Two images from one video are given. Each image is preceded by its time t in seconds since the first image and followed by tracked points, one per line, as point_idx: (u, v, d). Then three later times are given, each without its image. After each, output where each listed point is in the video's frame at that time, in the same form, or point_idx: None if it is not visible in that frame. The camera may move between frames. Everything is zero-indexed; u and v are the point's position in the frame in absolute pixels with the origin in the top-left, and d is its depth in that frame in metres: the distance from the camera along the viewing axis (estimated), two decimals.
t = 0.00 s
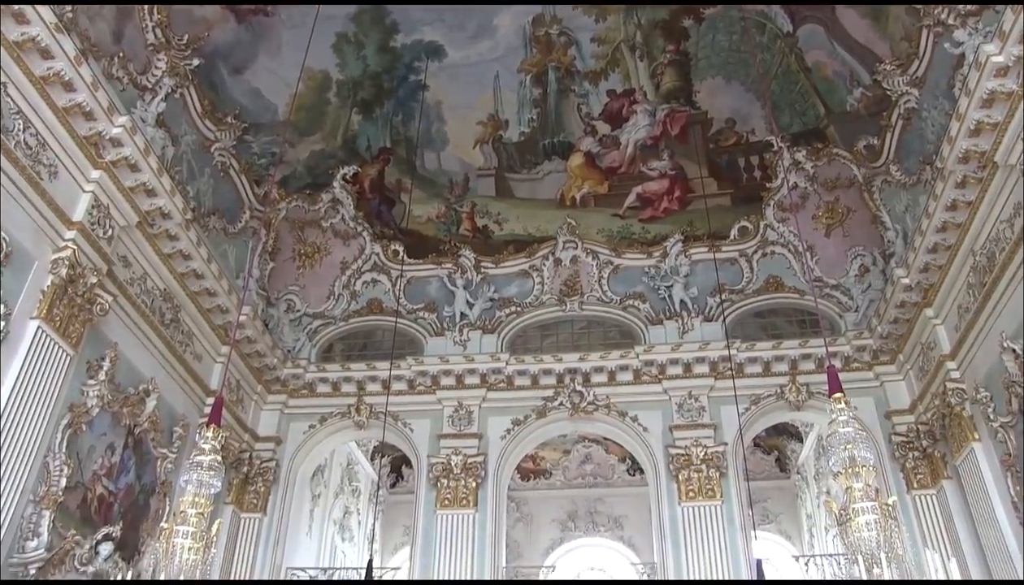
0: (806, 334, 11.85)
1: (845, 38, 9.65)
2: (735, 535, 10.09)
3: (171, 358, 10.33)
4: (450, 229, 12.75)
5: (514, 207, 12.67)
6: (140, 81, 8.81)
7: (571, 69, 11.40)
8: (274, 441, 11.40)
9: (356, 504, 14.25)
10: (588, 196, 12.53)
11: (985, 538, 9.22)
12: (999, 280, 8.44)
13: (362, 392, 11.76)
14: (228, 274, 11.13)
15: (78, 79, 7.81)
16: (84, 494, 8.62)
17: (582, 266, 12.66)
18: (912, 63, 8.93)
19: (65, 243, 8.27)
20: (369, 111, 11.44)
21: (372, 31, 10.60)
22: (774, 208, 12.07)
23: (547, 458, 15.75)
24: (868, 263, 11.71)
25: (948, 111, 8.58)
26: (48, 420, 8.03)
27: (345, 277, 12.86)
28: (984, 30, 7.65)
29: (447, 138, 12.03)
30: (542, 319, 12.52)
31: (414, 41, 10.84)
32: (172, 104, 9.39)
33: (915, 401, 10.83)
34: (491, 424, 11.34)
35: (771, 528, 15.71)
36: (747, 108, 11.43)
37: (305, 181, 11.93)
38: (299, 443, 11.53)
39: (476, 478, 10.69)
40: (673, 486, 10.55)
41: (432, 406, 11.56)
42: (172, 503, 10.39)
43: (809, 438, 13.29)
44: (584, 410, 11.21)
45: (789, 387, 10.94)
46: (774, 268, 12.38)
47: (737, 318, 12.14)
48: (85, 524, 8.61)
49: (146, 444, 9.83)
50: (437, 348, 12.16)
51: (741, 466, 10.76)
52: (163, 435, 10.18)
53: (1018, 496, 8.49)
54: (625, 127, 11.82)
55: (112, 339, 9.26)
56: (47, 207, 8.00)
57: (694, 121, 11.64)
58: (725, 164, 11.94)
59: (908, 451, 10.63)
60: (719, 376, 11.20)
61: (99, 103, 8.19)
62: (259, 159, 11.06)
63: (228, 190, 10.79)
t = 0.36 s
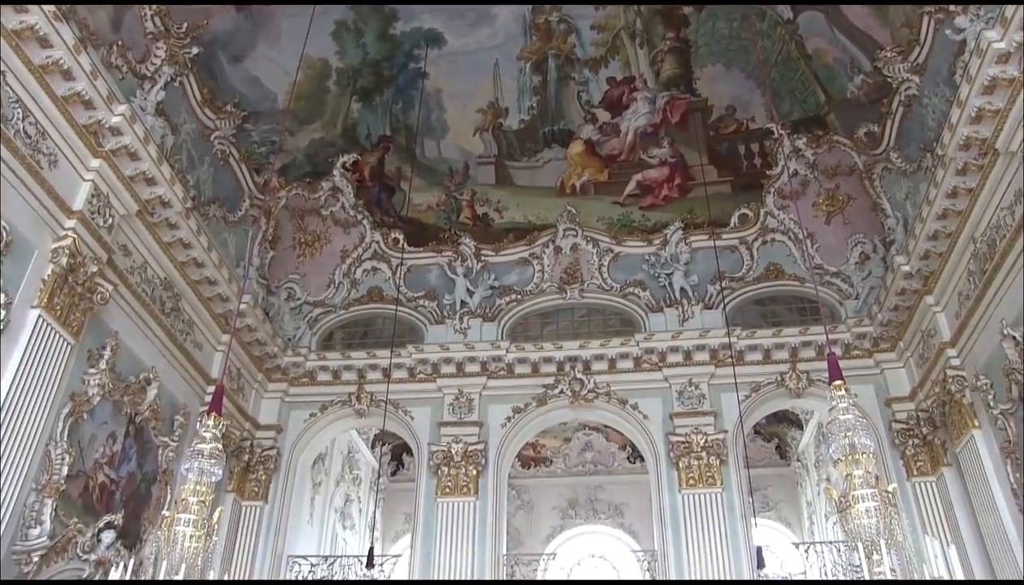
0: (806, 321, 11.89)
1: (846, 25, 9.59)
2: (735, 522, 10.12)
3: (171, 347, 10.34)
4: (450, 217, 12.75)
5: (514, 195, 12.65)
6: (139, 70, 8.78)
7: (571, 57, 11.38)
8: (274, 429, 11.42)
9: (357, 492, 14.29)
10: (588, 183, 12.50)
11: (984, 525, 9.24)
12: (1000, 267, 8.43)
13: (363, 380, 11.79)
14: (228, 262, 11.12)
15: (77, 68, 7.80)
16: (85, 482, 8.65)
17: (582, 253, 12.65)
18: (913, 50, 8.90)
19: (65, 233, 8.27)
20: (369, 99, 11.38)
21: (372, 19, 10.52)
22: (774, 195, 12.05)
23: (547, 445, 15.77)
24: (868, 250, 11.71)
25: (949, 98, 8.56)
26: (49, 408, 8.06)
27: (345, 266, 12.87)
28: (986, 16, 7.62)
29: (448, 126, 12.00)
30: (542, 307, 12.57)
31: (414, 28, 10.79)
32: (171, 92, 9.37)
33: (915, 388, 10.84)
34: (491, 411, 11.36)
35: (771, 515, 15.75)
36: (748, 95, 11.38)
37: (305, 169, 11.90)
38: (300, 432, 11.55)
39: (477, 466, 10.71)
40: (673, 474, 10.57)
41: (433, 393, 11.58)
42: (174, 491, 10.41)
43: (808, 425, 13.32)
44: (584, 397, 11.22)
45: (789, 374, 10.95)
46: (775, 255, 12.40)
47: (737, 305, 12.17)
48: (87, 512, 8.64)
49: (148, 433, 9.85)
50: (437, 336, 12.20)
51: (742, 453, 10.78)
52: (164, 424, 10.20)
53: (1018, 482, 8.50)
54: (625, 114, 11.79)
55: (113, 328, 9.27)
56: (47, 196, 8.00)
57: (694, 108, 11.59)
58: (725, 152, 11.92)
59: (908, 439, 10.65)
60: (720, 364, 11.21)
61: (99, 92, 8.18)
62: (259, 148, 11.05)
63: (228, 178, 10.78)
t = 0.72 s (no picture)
0: (805, 314, 11.94)
1: (848, 17, 9.55)
2: (735, 514, 10.14)
3: (172, 338, 10.35)
4: (450, 208, 12.71)
5: (515, 186, 12.61)
6: (140, 61, 8.77)
7: (572, 48, 11.34)
8: (275, 420, 11.44)
9: (358, 483, 14.32)
10: (588, 175, 12.47)
11: (984, 518, 9.25)
12: (1000, 260, 8.42)
13: (363, 371, 11.80)
14: (228, 254, 11.12)
15: (77, 59, 7.79)
16: (86, 473, 8.67)
17: (582, 245, 12.69)
18: (915, 42, 8.86)
19: (65, 224, 8.28)
20: (369, 90, 11.34)
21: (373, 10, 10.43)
22: (775, 187, 12.03)
23: (547, 437, 15.78)
24: (869, 243, 11.70)
25: (951, 90, 8.54)
26: (50, 399, 8.07)
27: (346, 257, 12.88)
28: (988, 8, 7.58)
29: (448, 117, 11.95)
30: (543, 299, 12.62)
31: (415, 20, 10.71)
32: (171, 83, 9.36)
33: (916, 381, 10.84)
34: (492, 403, 11.37)
35: (771, 507, 15.78)
36: (749, 87, 11.31)
37: (306, 161, 11.87)
38: (300, 423, 11.57)
39: (477, 457, 10.73)
40: (673, 465, 10.58)
41: (433, 384, 11.59)
42: (174, 482, 10.43)
43: (808, 417, 13.33)
44: (584, 389, 11.24)
45: (790, 366, 10.97)
46: (776, 247, 12.41)
47: (737, 297, 12.24)
48: (88, 503, 8.67)
49: (148, 424, 9.86)
50: (437, 327, 12.26)
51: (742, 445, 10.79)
52: (164, 415, 10.21)
53: (1017, 475, 8.50)
54: (626, 106, 11.74)
55: (113, 320, 9.28)
56: (48, 187, 8.00)
57: (695, 100, 11.54)
58: (726, 143, 11.86)
59: (908, 431, 10.66)
60: (720, 355, 11.22)
61: (99, 83, 8.17)
62: (259, 139, 11.03)
63: (228, 169, 10.77)
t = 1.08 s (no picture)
0: (808, 306, 11.94)
1: (851, 9, 9.50)
2: (738, 507, 10.16)
3: (175, 331, 10.37)
4: (452, 201, 12.69)
5: (517, 178, 12.60)
6: (141, 54, 8.77)
7: (574, 41, 11.31)
8: (278, 413, 11.47)
9: (361, 476, 14.34)
10: (591, 167, 12.46)
11: (986, 511, 9.27)
12: (1003, 252, 8.41)
13: (366, 364, 11.81)
14: (230, 247, 11.11)
15: (79, 53, 7.79)
16: (90, 466, 8.70)
17: (584, 238, 12.64)
18: (918, 33, 8.83)
19: (68, 218, 8.29)
20: (371, 83, 11.33)
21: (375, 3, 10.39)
22: (778, 179, 11.98)
23: (549, 429, 15.76)
24: (871, 235, 11.69)
25: (955, 82, 8.52)
26: (54, 393, 8.09)
27: (348, 250, 12.88)
28: None
29: (450, 110, 11.90)
30: (546, 291, 12.62)
31: (417, 12, 10.69)
32: (173, 77, 9.35)
33: (919, 373, 10.84)
34: (494, 395, 11.38)
35: (773, 500, 15.79)
36: (751, 79, 11.28)
37: (308, 154, 11.86)
38: (303, 416, 11.59)
39: (479, 450, 10.74)
40: (675, 458, 10.60)
41: (436, 377, 11.60)
42: (178, 475, 10.45)
43: (811, 409, 13.32)
44: (586, 381, 11.26)
45: (792, 358, 10.98)
46: (779, 240, 12.37)
47: (740, 290, 12.24)
48: (92, 496, 8.71)
49: (152, 417, 9.88)
50: (440, 320, 12.28)
51: (744, 437, 10.80)
52: (168, 408, 10.23)
53: (1020, 467, 8.51)
54: (628, 98, 11.73)
55: (116, 313, 9.29)
56: (50, 180, 8.01)
57: (697, 92, 11.52)
58: (728, 136, 11.83)
59: (910, 424, 10.67)
60: (722, 348, 11.22)
61: (100, 76, 8.16)
62: (262, 132, 11.03)
63: (230, 163, 10.78)
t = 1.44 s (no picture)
0: (809, 297, 11.95)
1: None
2: (738, 497, 10.19)
3: (176, 322, 10.37)
4: (453, 191, 12.65)
5: (518, 168, 12.53)
6: (141, 45, 8.74)
7: (575, 30, 11.14)
8: (279, 404, 11.48)
9: (362, 466, 14.37)
10: (592, 158, 12.37)
11: (985, 502, 9.30)
12: (1005, 243, 8.40)
13: (367, 355, 11.82)
14: (231, 238, 11.09)
15: (79, 42, 7.78)
16: (93, 456, 8.72)
17: (586, 228, 12.65)
18: (922, 23, 8.79)
19: (68, 208, 8.29)
20: (372, 73, 11.15)
21: None
22: (779, 170, 11.97)
23: (551, 420, 15.76)
24: (873, 226, 11.69)
25: (958, 72, 8.50)
26: (56, 384, 8.11)
27: (349, 241, 12.87)
28: None
29: (451, 100, 11.79)
30: (546, 282, 12.63)
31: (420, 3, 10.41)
32: (173, 67, 9.32)
33: (920, 365, 10.85)
34: (495, 386, 11.40)
35: (773, 490, 15.81)
36: (753, 70, 11.11)
37: (309, 144, 11.79)
38: (305, 406, 11.61)
39: (480, 440, 10.77)
40: (676, 448, 10.62)
41: (437, 367, 11.62)
42: (180, 465, 10.47)
43: (812, 400, 13.31)
44: (587, 371, 11.26)
45: (794, 349, 10.99)
46: (781, 230, 12.35)
47: (741, 281, 12.25)
48: (95, 486, 8.74)
49: (154, 408, 9.90)
50: (440, 311, 12.31)
51: (745, 428, 10.82)
52: (170, 398, 10.24)
53: (1020, 458, 8.53)
54: (630, 88, 11.57)
55: (117, 304, 9.30)
56: (51, 171, 8.01)
57: (698, 82, 11.37)
58: (730, 126, 11.72)
59: (911, 414, 10.69)
60: (723, 338, 11.22)
61: (100, 66, 8.15)
62: (262, 123, 10.98)
63: (231, 153, 10.77)
